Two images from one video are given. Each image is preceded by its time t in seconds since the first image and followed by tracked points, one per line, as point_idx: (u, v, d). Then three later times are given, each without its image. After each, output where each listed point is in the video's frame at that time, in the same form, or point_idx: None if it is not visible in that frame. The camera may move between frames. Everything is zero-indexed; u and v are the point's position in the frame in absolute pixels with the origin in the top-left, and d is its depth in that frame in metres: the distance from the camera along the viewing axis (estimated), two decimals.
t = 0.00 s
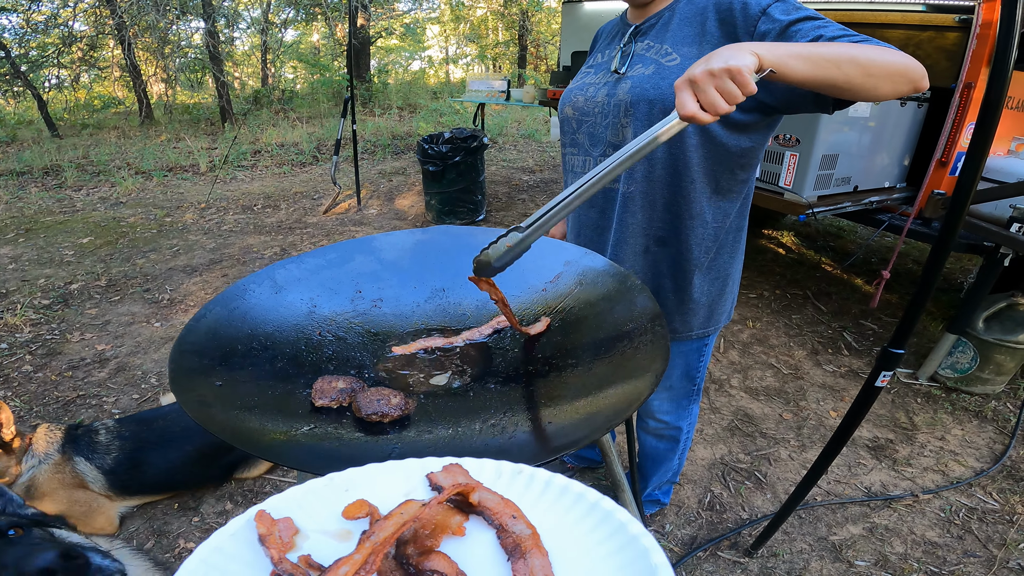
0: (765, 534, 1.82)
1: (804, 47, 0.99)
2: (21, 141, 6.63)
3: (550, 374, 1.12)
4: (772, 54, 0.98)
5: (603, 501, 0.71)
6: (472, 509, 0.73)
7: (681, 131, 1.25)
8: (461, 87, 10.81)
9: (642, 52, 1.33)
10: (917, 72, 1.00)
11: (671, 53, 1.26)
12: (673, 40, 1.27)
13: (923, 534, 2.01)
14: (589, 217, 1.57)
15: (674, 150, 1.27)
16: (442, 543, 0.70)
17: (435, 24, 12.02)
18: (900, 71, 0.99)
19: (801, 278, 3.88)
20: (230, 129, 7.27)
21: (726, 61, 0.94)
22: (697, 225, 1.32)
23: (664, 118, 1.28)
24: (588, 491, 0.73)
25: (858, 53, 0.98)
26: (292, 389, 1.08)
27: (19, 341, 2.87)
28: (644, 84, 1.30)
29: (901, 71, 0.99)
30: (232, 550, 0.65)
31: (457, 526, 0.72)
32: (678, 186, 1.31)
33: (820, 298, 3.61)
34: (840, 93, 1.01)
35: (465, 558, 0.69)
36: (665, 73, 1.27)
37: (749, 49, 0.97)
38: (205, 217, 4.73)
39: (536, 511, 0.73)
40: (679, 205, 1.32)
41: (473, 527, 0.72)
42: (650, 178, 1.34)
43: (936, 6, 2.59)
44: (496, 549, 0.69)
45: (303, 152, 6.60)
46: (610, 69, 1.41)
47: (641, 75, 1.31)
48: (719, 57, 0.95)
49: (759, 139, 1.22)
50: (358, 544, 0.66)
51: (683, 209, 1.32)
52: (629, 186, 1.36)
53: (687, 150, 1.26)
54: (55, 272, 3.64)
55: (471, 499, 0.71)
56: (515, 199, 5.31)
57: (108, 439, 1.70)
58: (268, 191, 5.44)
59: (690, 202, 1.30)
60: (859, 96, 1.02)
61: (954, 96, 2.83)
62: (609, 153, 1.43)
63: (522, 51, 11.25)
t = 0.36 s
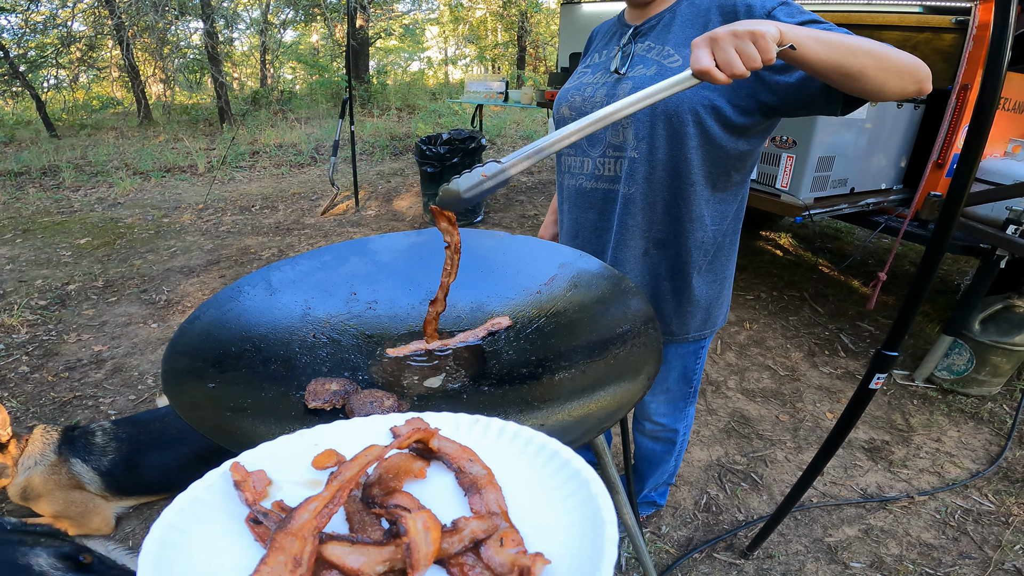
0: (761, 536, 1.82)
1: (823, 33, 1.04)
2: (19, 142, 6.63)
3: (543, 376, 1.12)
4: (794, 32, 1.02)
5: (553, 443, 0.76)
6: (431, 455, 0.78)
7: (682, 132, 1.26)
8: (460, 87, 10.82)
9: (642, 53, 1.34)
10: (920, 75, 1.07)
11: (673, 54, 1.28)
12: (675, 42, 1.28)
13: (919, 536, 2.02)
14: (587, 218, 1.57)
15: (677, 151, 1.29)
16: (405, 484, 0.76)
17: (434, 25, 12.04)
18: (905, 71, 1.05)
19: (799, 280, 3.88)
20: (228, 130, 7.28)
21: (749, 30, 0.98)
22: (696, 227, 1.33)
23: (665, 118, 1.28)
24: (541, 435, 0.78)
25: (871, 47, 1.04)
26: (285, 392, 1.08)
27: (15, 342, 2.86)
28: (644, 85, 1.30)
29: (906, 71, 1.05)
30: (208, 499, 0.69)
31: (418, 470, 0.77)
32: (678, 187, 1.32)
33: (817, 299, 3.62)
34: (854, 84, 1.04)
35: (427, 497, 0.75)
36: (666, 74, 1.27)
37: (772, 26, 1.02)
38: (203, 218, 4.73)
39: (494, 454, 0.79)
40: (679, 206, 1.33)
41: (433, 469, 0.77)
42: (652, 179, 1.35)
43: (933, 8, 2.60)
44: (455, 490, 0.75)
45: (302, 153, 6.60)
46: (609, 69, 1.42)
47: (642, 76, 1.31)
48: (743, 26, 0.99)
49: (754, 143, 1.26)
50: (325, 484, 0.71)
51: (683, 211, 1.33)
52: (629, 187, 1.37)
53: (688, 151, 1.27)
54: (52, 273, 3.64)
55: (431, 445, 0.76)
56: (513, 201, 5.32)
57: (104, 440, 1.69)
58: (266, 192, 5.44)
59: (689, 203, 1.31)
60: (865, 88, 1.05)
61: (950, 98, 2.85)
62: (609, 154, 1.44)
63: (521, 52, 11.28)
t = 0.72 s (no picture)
0: (761, 537, 1.82)
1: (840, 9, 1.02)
2: (18, 142, 6.62)
3: (545, 379, 1.12)
4: None
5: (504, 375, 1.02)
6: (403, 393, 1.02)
7: (686, 135, 1.27)
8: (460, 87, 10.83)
9: (647, 55, 1.35)
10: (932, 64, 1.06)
11: (678, 56, 1.28)
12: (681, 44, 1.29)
13: (918, 536, 2.02)
14: (590, 221, 1.57)
15: (680, 154, 1.30)
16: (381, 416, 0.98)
17: (435, 25, 12.05)
18: (918, 55, 1.04)
19: (798, 281, 3.90)
20: (228, 130, 7.28)
21: None
22: (700, 230, 1.33)
23: (669, 121, 1.28)
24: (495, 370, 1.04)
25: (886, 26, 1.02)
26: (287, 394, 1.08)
27: (14, 342, 2.86)
28: (650, 87, 1.30)
29: (920, 55, 1.04)
30: (197, 437, 0.86)
31: (390, 405, 0.99)
32: (681, 191, 1.33)
33: (816, 300, 3.63)
34: (869, 64, 1.01)
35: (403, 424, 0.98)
36: (671, 76, 1.28)
37: None
38: (202, 219, 4.73)
39: (458, 396, 1.03)
40: (682, 210, 1.34)
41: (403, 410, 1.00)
42: (656, 182, 1.35)
43: (932, 10, 2.61)
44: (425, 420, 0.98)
45: (301, 154, 6.60)
46: (615, 71, 1.43)
47: (647, 78, 1.32)
48: None
49: (760, 145, 1.26)
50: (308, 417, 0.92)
51: (687, 214, 1.34)
52: (632, 190, 1.38)
53: (692, 154, 1.28)
54: (51, 273, 3.63)
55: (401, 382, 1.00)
56: (513, 202, 5.32)
57: (104, 442, 1.70)
58: (266, 193, 5.43)
59: (693, 206, 1.32)
60: (881, 69, 1.02)
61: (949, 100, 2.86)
62: (612, 157, 1.44)
63: (521, 52, 11.29)
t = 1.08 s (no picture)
0: (759, 538, 1.82)
1: None
2: (16, 142, 6.61)
3: (541, 379, 1.09)
4: None
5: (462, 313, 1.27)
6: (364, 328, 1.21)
7: (686, 135, 1.27)
8: (459, 88, 10.84)
9: (648, 54, 1.35)
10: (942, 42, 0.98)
11: (679, 55, 1.28)
12: (681, 43, 1.29)
13: (916, 537, 2.02)
14: (590, 221, 1.57)
15: (682, 154, 1.30)
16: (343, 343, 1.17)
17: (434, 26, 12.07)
18: (929, 30, 0.96)
19: (796, 281, 3.90)
20: (226, 130, 7.27)
21: None
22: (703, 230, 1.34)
23: (669, 121, 1.29)
24: (456, 310, 1.30)
25: None
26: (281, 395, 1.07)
27: (11, 343, 2.86)
28: (649, 87, 1.30)
29: (931, 31, 0.96)
30: (170, 363, 1.03)
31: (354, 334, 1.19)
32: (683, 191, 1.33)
33: (815, 301, 3.63)
34: (880, 33, 0.93)
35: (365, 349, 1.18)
36: (671, 75, 1.28)
37: None
38: (201, 219, 4.72)
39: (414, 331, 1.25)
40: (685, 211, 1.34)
41: (363, 340, 1.17)
42: (658, 182, 1.35)
43: (930, 10, 2.60)
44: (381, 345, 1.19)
45: (300, 154, 6.60)
46: (615, 71, 1.43)
47: (647, 77, 1.32)
48: None
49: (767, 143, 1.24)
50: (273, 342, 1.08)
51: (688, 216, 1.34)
52: (632, 190, 1.39)
53: (693, 153, 1.28)
54: (48, 273, 3.63)
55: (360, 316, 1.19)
56: (511, 202, 5.31)
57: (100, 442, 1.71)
58: (264, 193, 5.43)
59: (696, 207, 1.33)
60: (894, 38, 0.93)
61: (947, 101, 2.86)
62: (612, 157, 1.45)
63: (520, 52, 11.31)
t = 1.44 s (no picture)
0: (760, 538, 1.81)
1: None
2: (14, 142, 6.60)
3: (544, 378, 1.08)
4: None
5: (471, 272, 1.36)
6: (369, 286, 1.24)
7: (685, 134, 1.27)
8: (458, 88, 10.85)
9: (649, 54, 1.34)
10: (932, 49, 1.03)
11: (679, 55, 1.27)
12: (682, 42, 1.28)
13: (917, 537, 2.01)
14: (589, 221, 1.57)
15: (680, 155, 1.29)
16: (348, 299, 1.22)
17: (434, 27, 12.08)
18: (920, 42, 1.01)
19: (796, 281, 3.90)
20: (225, 130, 7.26)
21: None
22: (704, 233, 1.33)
23: (667, 120, 1.28)
24: (463, 272, 1.36)
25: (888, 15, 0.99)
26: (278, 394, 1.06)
27: (10, 343, 2.85)
28: (649, 86, 1.30)
29: (921, 42, 1.01)
30: (166, 317, 1.07)
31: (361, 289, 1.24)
32: (682, 193, 1.32)
33: (814, 301, 3.63)
34: (875, 53, 0.97)
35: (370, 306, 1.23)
36: (671, 74, 1.27)
37: None
38: (200, 219, 4.71)
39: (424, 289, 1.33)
40: (684, 213, 1.33)
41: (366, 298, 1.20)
42: (658, 183, 1.35)
43: (930, 10, 2.60)
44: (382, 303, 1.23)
45: (299, 154, 6.59)
46: (616, 70, 1.42)
47: (647, 77, 1.32)
48: None
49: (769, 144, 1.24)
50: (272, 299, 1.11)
51: (687, 217, 1.34)
52: (630, 190, 1.38)
53: (692, 154, 1.27)
54: (47, 274, 3.61)
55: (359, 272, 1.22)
56: (511, 202, 5.31)
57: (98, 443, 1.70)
58: (263, 193, 5.42)
59: (695, 209, 1.32)
60: (888, 57, 0.98)
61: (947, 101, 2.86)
62: (611, 156, 1.44)
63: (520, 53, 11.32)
